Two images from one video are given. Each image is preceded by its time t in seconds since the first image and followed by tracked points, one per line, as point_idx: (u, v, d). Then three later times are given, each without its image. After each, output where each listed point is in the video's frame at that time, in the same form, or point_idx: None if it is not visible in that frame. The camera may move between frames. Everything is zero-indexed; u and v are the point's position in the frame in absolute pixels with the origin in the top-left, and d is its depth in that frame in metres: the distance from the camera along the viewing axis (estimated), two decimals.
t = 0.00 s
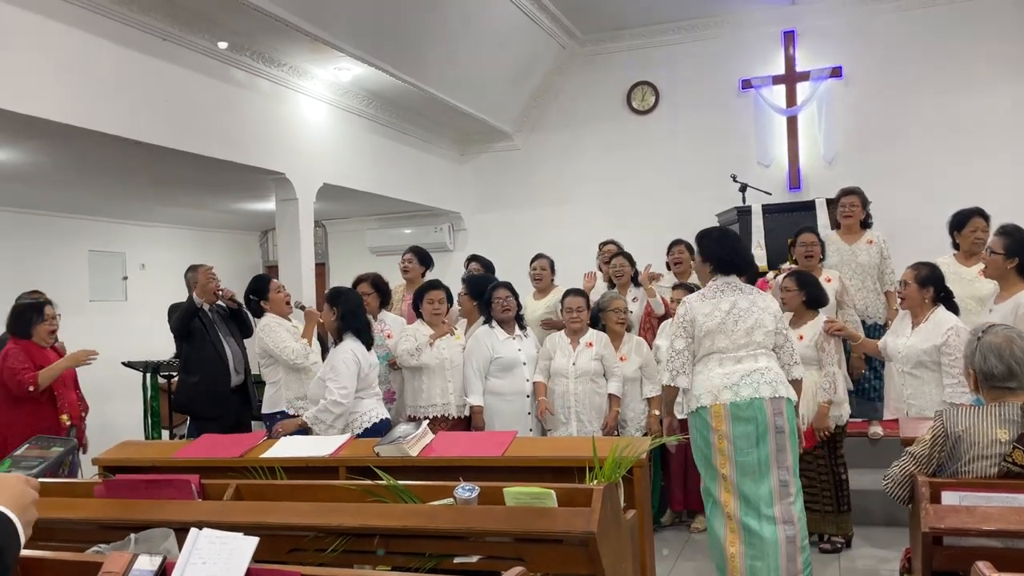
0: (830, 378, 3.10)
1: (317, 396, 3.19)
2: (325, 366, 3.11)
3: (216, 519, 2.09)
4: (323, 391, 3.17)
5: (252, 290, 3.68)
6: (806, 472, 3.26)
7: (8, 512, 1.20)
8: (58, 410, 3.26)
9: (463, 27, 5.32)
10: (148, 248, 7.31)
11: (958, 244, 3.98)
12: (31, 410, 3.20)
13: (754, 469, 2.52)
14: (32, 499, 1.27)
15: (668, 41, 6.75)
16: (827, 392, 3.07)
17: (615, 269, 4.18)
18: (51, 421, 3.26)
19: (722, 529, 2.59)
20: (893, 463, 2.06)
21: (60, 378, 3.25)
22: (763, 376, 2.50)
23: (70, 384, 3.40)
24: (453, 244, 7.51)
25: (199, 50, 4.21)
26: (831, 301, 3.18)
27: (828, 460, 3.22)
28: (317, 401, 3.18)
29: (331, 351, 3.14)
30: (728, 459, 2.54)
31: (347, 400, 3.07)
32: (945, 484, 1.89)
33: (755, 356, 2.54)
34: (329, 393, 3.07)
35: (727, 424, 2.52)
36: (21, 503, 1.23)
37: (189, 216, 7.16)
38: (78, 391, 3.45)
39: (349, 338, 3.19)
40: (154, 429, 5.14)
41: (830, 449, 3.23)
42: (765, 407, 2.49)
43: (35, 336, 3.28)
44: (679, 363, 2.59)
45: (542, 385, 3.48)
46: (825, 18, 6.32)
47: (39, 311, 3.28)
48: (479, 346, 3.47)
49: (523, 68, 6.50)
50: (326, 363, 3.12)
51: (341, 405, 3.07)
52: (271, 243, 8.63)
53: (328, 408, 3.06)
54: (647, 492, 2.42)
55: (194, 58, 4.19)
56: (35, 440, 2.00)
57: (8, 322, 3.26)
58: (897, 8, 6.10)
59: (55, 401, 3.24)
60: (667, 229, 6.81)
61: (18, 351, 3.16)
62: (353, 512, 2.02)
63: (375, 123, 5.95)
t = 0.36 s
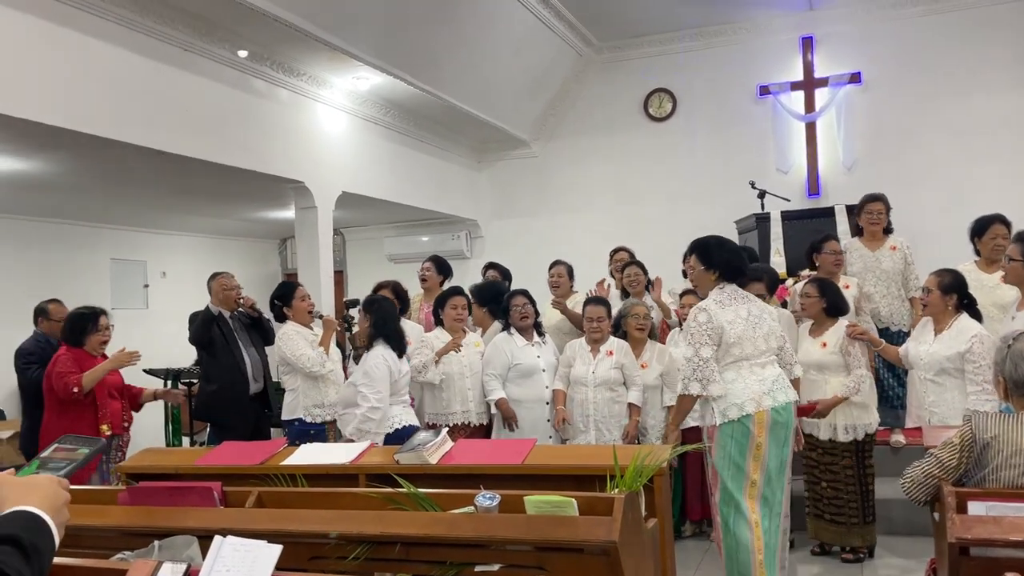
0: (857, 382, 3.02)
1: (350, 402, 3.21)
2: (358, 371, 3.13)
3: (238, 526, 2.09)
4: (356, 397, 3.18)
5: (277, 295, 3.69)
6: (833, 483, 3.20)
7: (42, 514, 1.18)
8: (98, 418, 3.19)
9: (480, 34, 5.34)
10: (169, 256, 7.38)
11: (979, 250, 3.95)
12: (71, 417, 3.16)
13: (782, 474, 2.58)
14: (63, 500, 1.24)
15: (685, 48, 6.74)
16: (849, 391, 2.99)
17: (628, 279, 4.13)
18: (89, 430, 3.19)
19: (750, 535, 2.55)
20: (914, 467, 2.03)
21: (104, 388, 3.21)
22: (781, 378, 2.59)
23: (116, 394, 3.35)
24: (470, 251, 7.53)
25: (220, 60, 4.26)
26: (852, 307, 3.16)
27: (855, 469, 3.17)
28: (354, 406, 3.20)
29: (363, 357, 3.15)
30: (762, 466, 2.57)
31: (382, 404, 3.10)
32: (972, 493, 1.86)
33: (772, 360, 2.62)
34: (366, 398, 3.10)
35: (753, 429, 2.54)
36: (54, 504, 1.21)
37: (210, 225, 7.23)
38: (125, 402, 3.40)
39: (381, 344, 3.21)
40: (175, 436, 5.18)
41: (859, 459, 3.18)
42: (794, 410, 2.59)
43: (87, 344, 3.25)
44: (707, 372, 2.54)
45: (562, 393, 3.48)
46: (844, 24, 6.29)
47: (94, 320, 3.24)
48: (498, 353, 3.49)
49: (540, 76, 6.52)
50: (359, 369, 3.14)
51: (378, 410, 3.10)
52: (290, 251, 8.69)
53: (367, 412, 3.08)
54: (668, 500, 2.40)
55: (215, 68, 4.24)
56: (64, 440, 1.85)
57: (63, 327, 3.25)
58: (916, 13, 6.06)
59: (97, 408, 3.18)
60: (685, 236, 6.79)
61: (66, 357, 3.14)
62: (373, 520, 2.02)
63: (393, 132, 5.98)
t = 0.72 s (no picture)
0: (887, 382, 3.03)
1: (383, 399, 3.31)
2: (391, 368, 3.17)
3: (257, 532, 2.10)
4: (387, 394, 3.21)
5: (295, 301, 3.70)
6: (867, 494, 3.13)
7: (71, 503, 1.19)
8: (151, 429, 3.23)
9: (495, 42, 5.36)
10: (188, 264, 7.45)
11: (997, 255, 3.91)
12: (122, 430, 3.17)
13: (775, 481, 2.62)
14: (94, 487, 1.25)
15: (701, 53, 6.73)
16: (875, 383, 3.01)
17: (640, 287, 4.11)
18: (140, 441, 3.22)
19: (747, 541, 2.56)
20: (935, 474, 2.01)
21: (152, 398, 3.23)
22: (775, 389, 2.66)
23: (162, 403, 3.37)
24: (486, 258, 7.53)
25: (239, 69, 4.30)
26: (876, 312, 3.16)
27: (891, 480, 3.10)
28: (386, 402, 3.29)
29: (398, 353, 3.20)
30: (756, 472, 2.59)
31: (410, 399, 3.12)
32: (998, 501, 1.83)
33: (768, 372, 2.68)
34: (395, 393, 3.12)
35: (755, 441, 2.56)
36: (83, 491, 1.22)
37: (228, 232, 7.29)
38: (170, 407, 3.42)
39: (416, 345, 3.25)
40: (193, 442, 5.21)
41: (894, 470, 3.10)
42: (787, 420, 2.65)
43: (133, 352, 3.26)
44: (718, 383, 2.54)
45: (581, 399, 3.48)
46: (861, 27, 6.25)
47: (137, 328, 3.25)
48: (515, 358, 3.50)
49: (556, 82, 6.53)
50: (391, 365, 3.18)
51: (406, 407, 3.11)
52: (307, 258, 8.74)
53: (396, 407, 3.10)
54: (688, 508, 2.37)
55: (234, 77, 4.28)
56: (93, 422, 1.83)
57: (108, 337, 3.23)
58: (934, 16, 6.01)
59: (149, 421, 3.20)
60: (702, 241, 6.75)
61: (114, 370, 3.14)
62: (392, 526, 2.02)
63: (409, 139, 6.01)
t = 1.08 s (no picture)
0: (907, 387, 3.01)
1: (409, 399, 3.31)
2: (420, 370, 3.18)
3: (270, 536, 2.10)
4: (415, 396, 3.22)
5: (310, 306, 3.69)
6: (884, 498, 3.10)
7: (108, 433, 1.00)
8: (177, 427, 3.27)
9: (506, 48, 5.37)
10: (202, 269, 7.49)
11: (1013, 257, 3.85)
12: (148, 429, 3.20)
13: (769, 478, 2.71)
14: (134, 415, 1.07)
15: (713, 56, 6.72)
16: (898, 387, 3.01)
17: (658, 289, 4.09)
18: (167, 438, 3.25)
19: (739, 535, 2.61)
20: (954, 480, 1.97)
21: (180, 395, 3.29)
22: (774, 388, 2.72)
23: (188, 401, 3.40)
24: (498, 262, 7.53)
25: (253, 76, 4.34)
26: (901, 315, 3.12)
27: (908, 485, 3.06)
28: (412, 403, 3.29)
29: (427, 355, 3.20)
30: (755, 468, 2.67)
31: (438, 402, 3.11)
32: (1017, 507, 1.80)
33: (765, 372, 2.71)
34: (424, 395, 3.12)
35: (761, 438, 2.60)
36: (126, 417, 1.05)
37: (242, 238, 7.33)
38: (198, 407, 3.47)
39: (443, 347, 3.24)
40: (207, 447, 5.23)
41: (912, 475, 3.07)
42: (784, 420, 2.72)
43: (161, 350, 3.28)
44: (728, 385, 2.53)
45: (593, 404, 3.47)
46: (875, 29, 6.21)
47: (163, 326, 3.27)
48: (528, 362, 3.49)
49: (568, 86, 6.53)
50: (420, 367, 3.19)
51: (434, 409, 3.11)
52: (320, 263, 8.78)
53: (425, 409, 3.10)
54: (702, 514, 2.35)
55: (248, 83, 4.32)
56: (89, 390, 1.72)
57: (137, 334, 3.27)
58: (949, 18, 5.96)
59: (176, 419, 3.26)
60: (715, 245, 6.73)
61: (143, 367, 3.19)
62: (406, 531, 2.02)
63: (422, 144, 6.03)
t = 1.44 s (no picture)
0: (918, 389, 2.99)
1: (438, 412, 3.24)
2: (450, 385, 3.17)
3: (279, 540, 2.10)
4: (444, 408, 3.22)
5: (313, 313, 3.70)
6: (894, 499, 3.08)
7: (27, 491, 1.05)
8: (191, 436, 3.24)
9: (513, 49, 5.37)
10: (210, 273, 7.52)
11: None
12: (161, 435, 3.20)
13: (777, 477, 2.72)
14: (68, 482, 1.11)
15: (721, 57, 6.70)
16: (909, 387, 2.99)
17: (675, 288, 4.08)
18: (180, 445, 3.24)
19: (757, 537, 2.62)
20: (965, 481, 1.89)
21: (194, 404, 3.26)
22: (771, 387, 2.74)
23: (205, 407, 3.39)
24: (506, 264, 7.53)
25: (261, 79, 4.35)
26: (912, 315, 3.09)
27: (918, 486, 3.04)
28: (444, 416, 3.25)
29: (452, 368, 3.19)
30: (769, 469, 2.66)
31: (477, 415, 3.15)
32: None
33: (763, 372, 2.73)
34: (461, 411, 3.13)
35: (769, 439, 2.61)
36: (53, 478, 1.09)
37: (250, 241, 7.36)
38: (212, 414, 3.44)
39: (462, 354, 3.23)
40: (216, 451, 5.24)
41: (922, 477, 3.04)
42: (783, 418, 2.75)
43: (177, 359, 3.28)
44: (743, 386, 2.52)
45: (601, 408, 3.45)
46: (884, 29, 6.18)
47: (181, 333, 3.24)
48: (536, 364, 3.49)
49: (575, 88, 6.53)
50: (449, 383, 3.17)
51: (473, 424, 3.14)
52: (328, 266, 8.80)
53: (466, 424, 3.11)
54: (711, 516, 2.33)
55: (256, 87, 4.33)
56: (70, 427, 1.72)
57: (153, 341, 3.26)
58: (958, 17, 5.93)
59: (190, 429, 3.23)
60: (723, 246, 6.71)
61: (158, 376, 3.17)
62: (415, 534, 2.01)
63: (429, 146, 6.03)
